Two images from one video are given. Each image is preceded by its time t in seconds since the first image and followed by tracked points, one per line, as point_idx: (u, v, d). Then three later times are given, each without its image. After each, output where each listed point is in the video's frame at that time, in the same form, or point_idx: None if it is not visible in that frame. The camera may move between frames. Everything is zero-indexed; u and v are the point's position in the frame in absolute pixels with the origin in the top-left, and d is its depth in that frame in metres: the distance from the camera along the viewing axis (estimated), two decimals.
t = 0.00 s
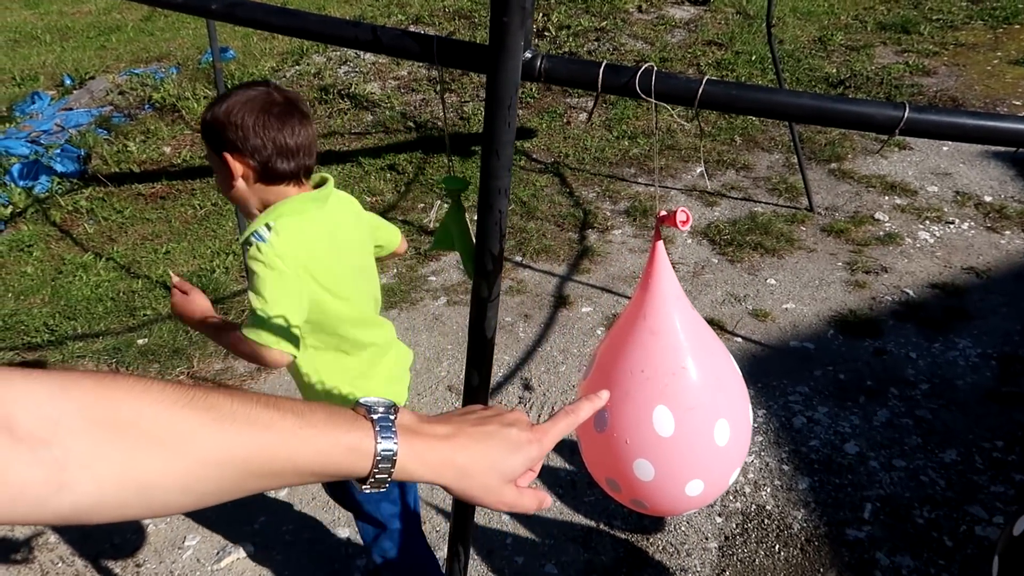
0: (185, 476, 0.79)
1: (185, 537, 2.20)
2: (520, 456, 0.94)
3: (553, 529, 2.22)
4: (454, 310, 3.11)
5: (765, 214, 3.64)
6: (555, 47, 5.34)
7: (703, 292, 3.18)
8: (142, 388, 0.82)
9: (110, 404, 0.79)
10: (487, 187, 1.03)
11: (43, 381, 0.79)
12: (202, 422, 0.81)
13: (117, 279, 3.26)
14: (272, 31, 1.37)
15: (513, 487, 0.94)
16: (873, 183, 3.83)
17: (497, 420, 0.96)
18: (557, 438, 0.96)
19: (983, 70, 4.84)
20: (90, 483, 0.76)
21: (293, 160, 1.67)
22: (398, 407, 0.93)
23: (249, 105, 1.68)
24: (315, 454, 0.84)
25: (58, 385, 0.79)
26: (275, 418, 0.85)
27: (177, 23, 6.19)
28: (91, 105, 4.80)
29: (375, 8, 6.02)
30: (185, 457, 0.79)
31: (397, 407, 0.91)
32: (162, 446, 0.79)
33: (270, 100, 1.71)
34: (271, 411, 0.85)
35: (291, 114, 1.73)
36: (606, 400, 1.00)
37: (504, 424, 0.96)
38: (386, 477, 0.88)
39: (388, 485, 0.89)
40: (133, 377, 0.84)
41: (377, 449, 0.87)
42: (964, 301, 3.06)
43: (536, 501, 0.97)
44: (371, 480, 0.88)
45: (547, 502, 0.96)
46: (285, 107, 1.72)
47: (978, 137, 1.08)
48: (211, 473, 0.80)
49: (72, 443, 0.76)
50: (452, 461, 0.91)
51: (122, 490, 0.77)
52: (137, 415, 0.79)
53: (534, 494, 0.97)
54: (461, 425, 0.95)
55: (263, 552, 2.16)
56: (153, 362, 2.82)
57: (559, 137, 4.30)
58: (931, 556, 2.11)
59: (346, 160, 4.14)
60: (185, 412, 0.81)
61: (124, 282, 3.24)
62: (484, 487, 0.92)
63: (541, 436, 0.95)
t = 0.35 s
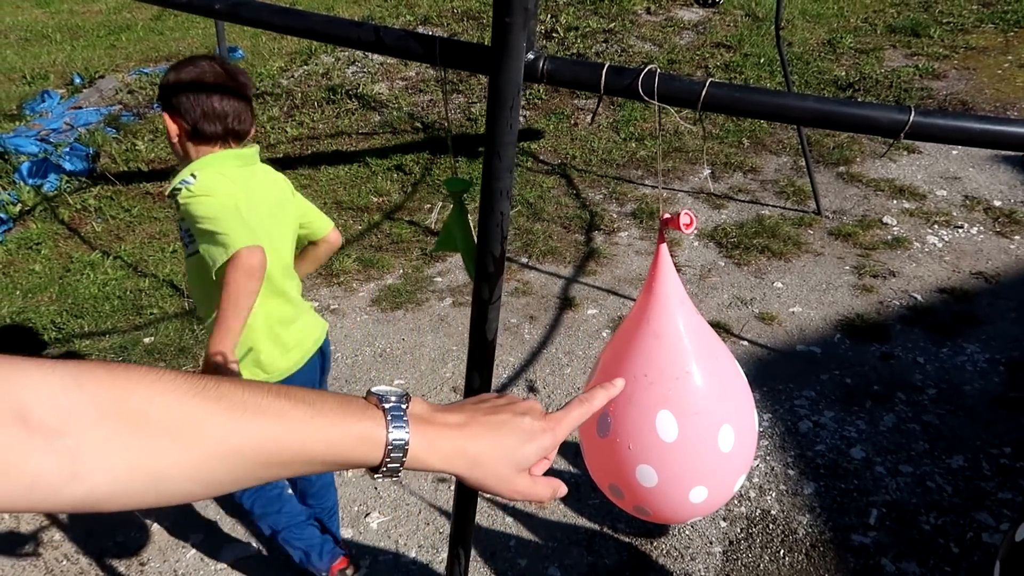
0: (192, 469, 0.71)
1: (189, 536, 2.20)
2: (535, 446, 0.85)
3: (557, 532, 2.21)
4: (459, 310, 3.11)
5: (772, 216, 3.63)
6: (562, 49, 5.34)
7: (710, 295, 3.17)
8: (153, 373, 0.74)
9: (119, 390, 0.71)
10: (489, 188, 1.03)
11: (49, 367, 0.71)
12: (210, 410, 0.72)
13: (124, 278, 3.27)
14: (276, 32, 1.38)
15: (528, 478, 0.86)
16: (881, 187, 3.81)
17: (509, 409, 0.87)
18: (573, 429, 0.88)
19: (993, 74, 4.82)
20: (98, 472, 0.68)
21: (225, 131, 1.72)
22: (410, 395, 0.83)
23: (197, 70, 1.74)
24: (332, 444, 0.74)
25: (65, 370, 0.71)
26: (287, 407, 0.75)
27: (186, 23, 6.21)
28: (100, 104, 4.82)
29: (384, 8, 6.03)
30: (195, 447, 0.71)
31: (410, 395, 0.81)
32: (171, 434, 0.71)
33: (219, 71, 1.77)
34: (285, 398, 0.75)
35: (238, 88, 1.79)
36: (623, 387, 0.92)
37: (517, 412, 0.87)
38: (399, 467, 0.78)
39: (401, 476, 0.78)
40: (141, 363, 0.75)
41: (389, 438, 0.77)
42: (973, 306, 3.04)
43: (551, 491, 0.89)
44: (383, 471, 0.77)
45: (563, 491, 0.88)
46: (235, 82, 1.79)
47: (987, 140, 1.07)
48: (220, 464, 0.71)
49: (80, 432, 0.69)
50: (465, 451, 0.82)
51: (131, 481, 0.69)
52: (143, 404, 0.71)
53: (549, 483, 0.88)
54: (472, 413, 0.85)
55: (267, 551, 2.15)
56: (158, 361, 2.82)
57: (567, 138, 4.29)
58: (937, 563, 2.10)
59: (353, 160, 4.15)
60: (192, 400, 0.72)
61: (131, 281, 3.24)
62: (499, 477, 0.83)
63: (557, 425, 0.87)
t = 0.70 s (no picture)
0: (179, 500, 0.70)
1: (182, 535, 2.19)
2: (524, 489, 0.83)
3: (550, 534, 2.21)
4: (455, 311, 3.10)
5: (769, 220, 3.63)
6: (561, 50, 5.34)
7: (705, 297, 3.17)
8: (152, 403, 0.74)
9: (116, 420, 0.71)
10: (480, 191, 1.03)
11: (51, 393, 0.72)
12: (200, 443, 0.71)
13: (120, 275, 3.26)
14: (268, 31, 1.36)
15: (513, 520, 0.83)
16: (878, 191, 3.82)
17: (499, 450, 0.85)
18: (561, 473, 0.85)
19: (991, 79, 4.82)
20: (91, 497, 0.68)
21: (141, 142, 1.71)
22: (401, 433, 0.81)
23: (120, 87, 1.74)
24: (322, 480, 0.73)
25: (67, 397, 0.72)
26: (278, 442, 0.74)
27: (185, 20, 6.20)
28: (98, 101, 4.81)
29: (383, 8, 6.03)
30: (186, 478, 0.70)
31: (400, 436, 0.79)
32: (162, 465, 0.70)
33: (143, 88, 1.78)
34: (277, 432, 0.75)
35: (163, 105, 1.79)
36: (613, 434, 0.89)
37: (507, 455, 0.84)
38: (386, 507, 0.77)
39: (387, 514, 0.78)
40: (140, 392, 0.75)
41: (377, 478, 0.76)
42: (968, 311, 3.05)
43: (533, 532, 0.87)
44: (371, 508, 0.76)
45: (545, 533, 0.87)
46: (155, 95, 1.78)
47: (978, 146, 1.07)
48: (207, 497, 0.71)
49: (76, 459, 0.69)
50: (453, 493, 0.80)
51: (123, 510, 0.69)
52: (136, 434, 0.71)
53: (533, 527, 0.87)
54: (463, 453, 0.83)
55: (260, 552, 2.15)
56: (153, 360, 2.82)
57: (565, 140, 4.29)
58: (930, 568, 2.10)
59: (350, 160, 4.14)
60: (184, 432, 0.72)
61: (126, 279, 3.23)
62: (485, 522, 0.81)
63: (545, 470, 0.84)
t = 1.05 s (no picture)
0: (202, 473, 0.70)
1: (178, 538, 2.18)
2: (546, 434, 0.83)
3: (547, 541, 2.21)
4: (454, 316, 3.10)
5: (769, 228, 3.63)
6: (562, 56, 5.35)
7: (705, 305, 3.17)
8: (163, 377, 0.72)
9: (133, 397, 0.70)
10: (482, 201, 1.03)
11: (65, 372, 0.70)
12: (216, 415, 0.70)
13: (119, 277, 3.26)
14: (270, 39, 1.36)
15: (541, 466, 0.84)
16: (878, 201, 3.82)
17: (516, 399, 0.84)
18: (583, 417, 0.85)
19: (991, 90, 4.83)
20: (113, 475, 0.68)
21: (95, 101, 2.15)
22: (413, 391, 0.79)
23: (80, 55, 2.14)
24: (339, 448, 0.72)
25: (80, 376, 0.71)
26: (291, 410, 0.72)
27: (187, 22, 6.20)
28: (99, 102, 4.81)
29: (385, 12, 6.04)
30: (205, 450, 0.70)
31: (414, 392, 0.78)
32: (182, 437, 0.69)
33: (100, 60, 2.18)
34: (292, 400, 0.73)
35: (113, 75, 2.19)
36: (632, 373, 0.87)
37: (525, 404, 0.84)
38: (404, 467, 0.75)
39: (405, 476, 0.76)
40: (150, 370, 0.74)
41: (393, 441, 0.75)
42: (967, 321, 3.05)
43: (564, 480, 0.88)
44: (389, 469, 0.75)
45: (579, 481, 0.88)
46: (106, 62, 2.16)
47: (976, 163, 1.08)
48: (231, 467, 0.70)
49: (94, 435, 0.68)
50: (477, 447, 0.79)
51: (147, 484, 0.69)
52: (152, 411, 0.69)
53: (562, 472, 0.87)
54: (479, 408, 0.82)
55: (256, 556, 2.15)
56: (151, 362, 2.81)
57: (565, 146, 4.29)
58: None
59: (351, 163, 4.15)
60: (197, 405, 0.71)
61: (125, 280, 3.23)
62: (514, 471, 0.81)
63: (566, 414, 0.84)
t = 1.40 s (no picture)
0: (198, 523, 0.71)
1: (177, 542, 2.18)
2: (527, 452, 0.84)
3: (547, 548, 2.21)
4: (456, 322, 3.11)
5: (771, 237, 3.64)
6: (566, 63, 5.37)
7: (706, 313, 3.18)
8: (160, 440, 0.75)
9: (127, 455, 0.73)
10: (486, 211, 1.04)
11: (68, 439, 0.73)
12: (210, 467, 0.73)
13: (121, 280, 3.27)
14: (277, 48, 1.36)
15: (529, 484, 0.85)
16: (880, 210, 3.82)
17: (494, 423, 0.86)
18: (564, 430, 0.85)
19: (995, 101, 4.84)
20: (115, 531, 0.69)
21: (101, 96, 2.04)
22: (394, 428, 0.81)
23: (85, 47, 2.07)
24: (327, 492, 0.74)
25: (83, 441, 0.73)
26: (279, 455, 0.74)
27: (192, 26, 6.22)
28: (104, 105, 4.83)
29: (389, 18, 6.06)
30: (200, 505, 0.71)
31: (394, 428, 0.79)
32: (178, 490, 0.71)
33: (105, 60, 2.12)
34: (280, 448, 0.75)
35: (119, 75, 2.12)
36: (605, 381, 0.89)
37: (502, 424, 0.85)
38: (391, 497, 0.76)
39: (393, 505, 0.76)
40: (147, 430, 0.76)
41: (378, 475, 0.76)
42: (968, 332, 3.05)
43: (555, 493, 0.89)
44: (377, 502, 0.76)
45: (567, 493, 0.88)
46: (109, 55, 2.07)
47: (979, 178, 1.09)
48: (225, 517, 0.72)
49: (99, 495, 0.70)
50: (462, 472, 0.80)
51: (146, 540, 0.70)
52: (150, 468, 0.72)
53: (552, 489, 0.88)
54: (457, 435, 0.83)
55: (255, 560, 2.15)
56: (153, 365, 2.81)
57: (568, 153, 4.30)
58: None
59: (354, 169, 4.15)
60: (193, 458, 0.73)
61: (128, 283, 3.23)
62: (501, 491, 0.82)
63: (544, 430, 0.85)
